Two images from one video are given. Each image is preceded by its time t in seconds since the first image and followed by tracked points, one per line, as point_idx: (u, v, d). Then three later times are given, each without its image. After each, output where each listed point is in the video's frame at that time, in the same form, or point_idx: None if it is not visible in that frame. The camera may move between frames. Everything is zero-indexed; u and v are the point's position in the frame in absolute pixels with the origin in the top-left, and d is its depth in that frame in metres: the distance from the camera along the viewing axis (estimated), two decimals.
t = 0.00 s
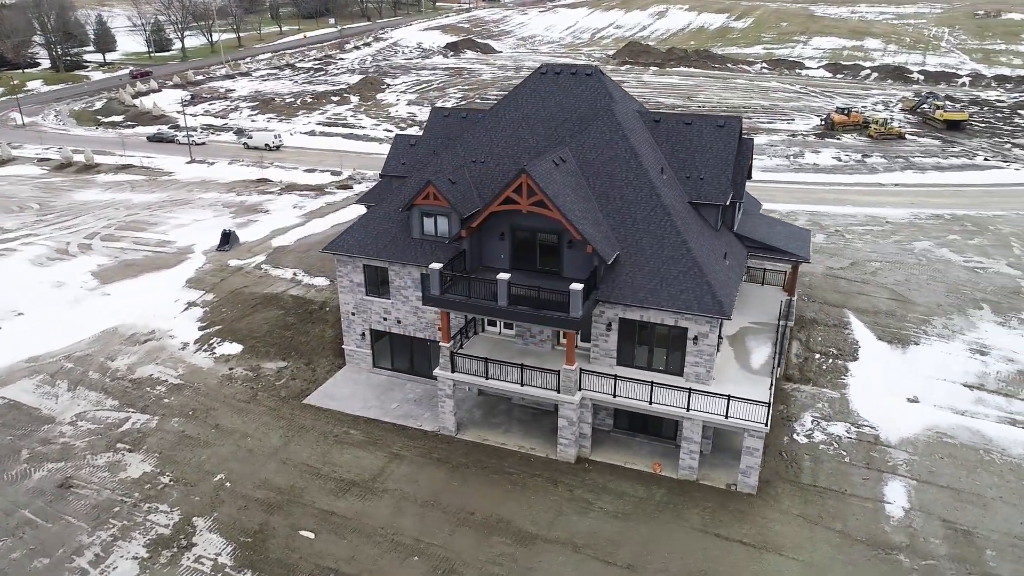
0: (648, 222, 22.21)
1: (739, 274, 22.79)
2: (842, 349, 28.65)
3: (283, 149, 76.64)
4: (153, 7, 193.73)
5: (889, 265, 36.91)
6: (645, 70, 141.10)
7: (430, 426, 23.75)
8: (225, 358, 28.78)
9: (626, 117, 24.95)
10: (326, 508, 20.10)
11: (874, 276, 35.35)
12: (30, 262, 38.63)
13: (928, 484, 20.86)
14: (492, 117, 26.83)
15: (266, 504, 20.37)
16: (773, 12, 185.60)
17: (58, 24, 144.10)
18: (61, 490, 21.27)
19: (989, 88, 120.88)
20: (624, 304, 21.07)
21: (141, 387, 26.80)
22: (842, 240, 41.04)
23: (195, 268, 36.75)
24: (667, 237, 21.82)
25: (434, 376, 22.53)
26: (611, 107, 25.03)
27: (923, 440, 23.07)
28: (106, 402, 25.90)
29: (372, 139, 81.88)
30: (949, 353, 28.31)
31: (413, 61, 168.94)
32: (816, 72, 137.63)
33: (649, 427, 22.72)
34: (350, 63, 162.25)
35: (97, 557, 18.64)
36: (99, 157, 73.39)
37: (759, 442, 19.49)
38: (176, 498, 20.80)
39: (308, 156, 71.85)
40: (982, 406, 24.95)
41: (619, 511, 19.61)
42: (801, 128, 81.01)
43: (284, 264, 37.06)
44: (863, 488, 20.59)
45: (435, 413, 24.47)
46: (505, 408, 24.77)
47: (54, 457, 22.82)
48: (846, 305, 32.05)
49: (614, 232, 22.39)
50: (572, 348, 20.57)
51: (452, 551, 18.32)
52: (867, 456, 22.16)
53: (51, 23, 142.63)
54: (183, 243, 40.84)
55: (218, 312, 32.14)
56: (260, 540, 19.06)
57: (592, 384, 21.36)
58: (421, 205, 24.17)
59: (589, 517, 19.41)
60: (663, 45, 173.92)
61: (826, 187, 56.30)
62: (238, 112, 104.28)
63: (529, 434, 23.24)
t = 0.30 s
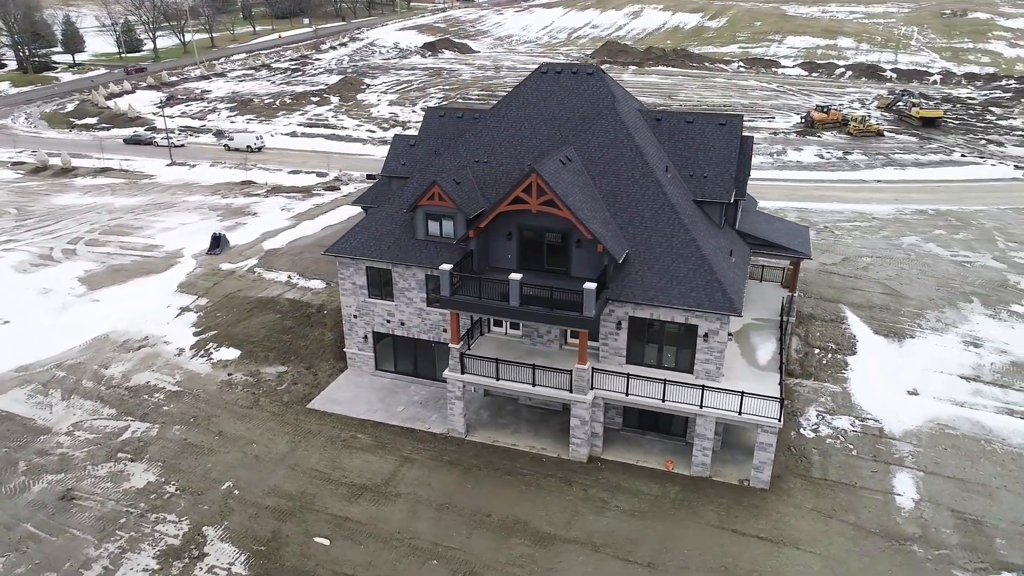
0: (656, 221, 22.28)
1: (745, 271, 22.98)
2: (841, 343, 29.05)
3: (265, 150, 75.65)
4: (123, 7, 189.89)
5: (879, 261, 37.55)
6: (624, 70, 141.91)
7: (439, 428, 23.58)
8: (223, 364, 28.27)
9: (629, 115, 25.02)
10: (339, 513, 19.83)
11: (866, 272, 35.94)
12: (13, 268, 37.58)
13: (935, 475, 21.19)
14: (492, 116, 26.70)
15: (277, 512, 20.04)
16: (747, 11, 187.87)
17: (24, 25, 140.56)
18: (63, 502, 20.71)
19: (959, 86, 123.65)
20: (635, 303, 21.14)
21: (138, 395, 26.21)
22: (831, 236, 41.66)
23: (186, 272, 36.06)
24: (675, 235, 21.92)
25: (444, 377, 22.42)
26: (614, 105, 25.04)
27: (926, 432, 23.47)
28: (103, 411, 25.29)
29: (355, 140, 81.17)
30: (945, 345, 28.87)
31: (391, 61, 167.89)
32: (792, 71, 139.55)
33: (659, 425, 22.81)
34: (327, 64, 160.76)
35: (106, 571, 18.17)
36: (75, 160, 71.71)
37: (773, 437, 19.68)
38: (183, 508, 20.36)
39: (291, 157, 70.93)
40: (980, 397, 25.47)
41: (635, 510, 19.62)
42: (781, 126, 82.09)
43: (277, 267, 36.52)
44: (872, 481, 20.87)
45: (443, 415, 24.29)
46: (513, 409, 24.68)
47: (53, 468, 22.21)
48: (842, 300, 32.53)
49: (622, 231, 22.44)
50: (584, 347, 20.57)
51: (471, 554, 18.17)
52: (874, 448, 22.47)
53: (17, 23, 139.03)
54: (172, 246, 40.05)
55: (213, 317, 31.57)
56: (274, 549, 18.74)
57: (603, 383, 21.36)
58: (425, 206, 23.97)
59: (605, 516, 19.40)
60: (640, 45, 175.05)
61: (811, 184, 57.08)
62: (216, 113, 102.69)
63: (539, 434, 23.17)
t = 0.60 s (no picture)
0: (662, 218, 22.38)
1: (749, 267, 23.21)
2: (837, 337, 29.51)
3: (244, 152, 74.48)
4: (88, 7, 185.43)
5: (867, 256, 38.29)
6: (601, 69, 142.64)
7: (446, 431, 23.42)
8: (220, 370, 27.74)
9: (630, 115, 25.13)
10: (352, 519, 19.58)
11: (856, 267, 36.63)
12: None
13: (938, 465, 21.62)
14: (491, 116, 26.61)
15: (288, 519, 19.72)
16: (720, 11, 190.12)
17: None
18: (64, 515, 20.13)
19: (927, 84, 126.60)
20: (644, 301, 21.24)
21: (134, 404, 25.58)
22: (819, 232, 42.34)
23: (175, 277, 35.31)
24: (682, 232, 22.04)
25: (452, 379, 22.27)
26: (616, 105, 25.12)
27: (926, 423, 23.95)
28: (98, 421, 24.64)
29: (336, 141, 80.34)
30: (937, 338, 29.52)
31: (366, 61, 166.59)
32: (766, 69, 141.58)
33: (666, 421, 22.91)
34: (302, 64, 158.90)
35: None
36: (47, 164, 69.84)
37: (783, 432, 19.90)
38: (190, 518, 19.93)
39: (272, 159, 69.91)
40: (974, 388, 26.07)
41: (649, 507, 19.68)
42: (760, 124, 83.18)
43: (269, 271, 35.96)
44: (878, 472, 21.23)
45: (449, 417, 24.12)
46: (520, 409, 24.63)
47: (51, 481, 21.58)
48: (834, 296, 33.10)
49: (628, 230, 22.50)
50: (596, 346, 20.59)
51: (489, 557, 18.06)
52: (878, 441, 22.85)
53: None
54: (158, 251, 39.19)
55: (207, 322, 30.97)
56: (288, 556, 18.44)
57: (613, 382, 21.40)
58: (429, 207, 23.82)
59: (621, 514, 19.41)
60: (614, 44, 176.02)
61: (793, 180, 57.91)
62: (190, 115, 100.78)
63: (547, 433, 23.15)
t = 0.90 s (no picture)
0: (667, 216, 22.48)
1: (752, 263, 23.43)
2: (833, 332, 29.99)
3: (223, 154, 73.23)
4: (50, 6, 180.62)
5: (855, 251, 38.99)
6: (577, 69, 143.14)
7: (454, 433, 23.25)
8: (217, 376, 27.21)
9: (630, 114, 25.23)
10: (365, 525, 19.33)
11: (844, 262, 37.28)
12: None
13: (940, 455, 22.06)
14: (490, 117, 26.51)
15: (299, 527, 19.39)
16: (692, 11, 192.01)
17: None
18: (65, 530, 19.55)
19: (896, 82, 129.38)
20: (652, 299, 21.33)
21: (130, 413, 24.97)
22: (806, 228, 43.03)
23: (163, 283, 34.53)
24: (687, 229, 22.16)
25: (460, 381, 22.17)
26: (616, 104, 25.24)
27: (925, 414, 24.43)
28: (94, 431, 24.00)
29: (316, 142, 79.42)
30: (928, 331, 30.18)
31: (341, 61, 164.96)
32: (740, 68, 143.31)
33: (674, 419, 23.05)
34: (275, 65, 156.84)
35: None
36: (19, 168, 67.87)
37: (793, 427, 20.14)
38: (198, 529, 19.50)
39: (252, 161, 68.80)
40: (968, 379, 26.69)
41: (663, 504, 19.75)
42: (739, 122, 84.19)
43: (261, 276, 35.37)
44: (884, 464, 21.59)
45: (456, 419, 23.96)
46: (526, 409, 24.57)
47: (49, 495, 20.94)
48: (827, 291, 33.65)
49: (634, 228, 22.56)
50: (606, 345, 20.63)
51: (508, 559, 17.96)
52: (880, 433, 23.25)
53: None
54: (143, 256, 38.31)
55: (200, 328, 30.37)
56: (303, 565, 18.14)
57: (623, 380, 21.46)
58: (432, 208, 23.65)
59: (636, 512, 19.45)
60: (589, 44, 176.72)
61: (776, 177, 58.72)
62: (163, 117, 98.78)
63: (556, 433, 23.12)
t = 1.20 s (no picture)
0: (672, 215, 22.59)
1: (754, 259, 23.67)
2: (827, 326, 30.47)
3: (201, 156, 71.93)
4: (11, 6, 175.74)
5: (842, 246, 39.69)
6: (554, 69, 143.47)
7: (461, 435, 23.10)
8: (214, 382, 26.69)
9: (630, 112, 25.30)
10: (379, 531, 19.10)
11: (834, 258, 37.92)
12: None
13: (942, 446, 22.50)
14: (489, 116, 26.36)
15: (311, 534, 19.09)
16: (665, 10, 193.64)
17: None
18: (68, 544, 18.99)
19: (867, 79, 131.96)
20: (660, 297, 21.43)
21: (127, 422, 24.37)
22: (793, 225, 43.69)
23: (151, 288, 33.78)
24: (692, 227, 22.29)
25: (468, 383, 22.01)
26: (616, 103, 25.33)
27: (924, 405, 24.92)
28: (91, 442, 23.37)
29: (296, 144, 78.42)
30: (920, 324, 30.87)
31: (315, 61, 163.16)
32: (714, 67, 144.85)
33: (680, 416, 23.17)
34: (248, 65, 154.57)
35: None
36: None
37: (801, 421, 20.38)
38: (207, 539, 19.08)
39: (232, 163, 67.64)
40: (962, 370, 27.33)
41: (676, 501, 19.84)
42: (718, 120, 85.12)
43: (252, 279, 34.81)
44: (888, 455, 21.97)
45: (462, 421, 23.80)
46: (532, 409, 24.52)
47: (48, 508, 20.34)
48: (819, 287, 34.20)
49: (639, 226, 22.64)
50: (617, 344, 20.65)
51: (527, 561, 17.87)
52: (881, 425, 23.67)
53: None
54: (128, 261, 37.43)
55: (193, 334, 29.77)
56: (318, 573, 17.85)
57: (633, 379, 21.52)
58: (435, 209, 23.50)
59: (650, 510, 19.52)
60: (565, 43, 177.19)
61: (758, 175, 59.46)
62: (135, 118, 96.63)
63: (564, 433, 23.11)
